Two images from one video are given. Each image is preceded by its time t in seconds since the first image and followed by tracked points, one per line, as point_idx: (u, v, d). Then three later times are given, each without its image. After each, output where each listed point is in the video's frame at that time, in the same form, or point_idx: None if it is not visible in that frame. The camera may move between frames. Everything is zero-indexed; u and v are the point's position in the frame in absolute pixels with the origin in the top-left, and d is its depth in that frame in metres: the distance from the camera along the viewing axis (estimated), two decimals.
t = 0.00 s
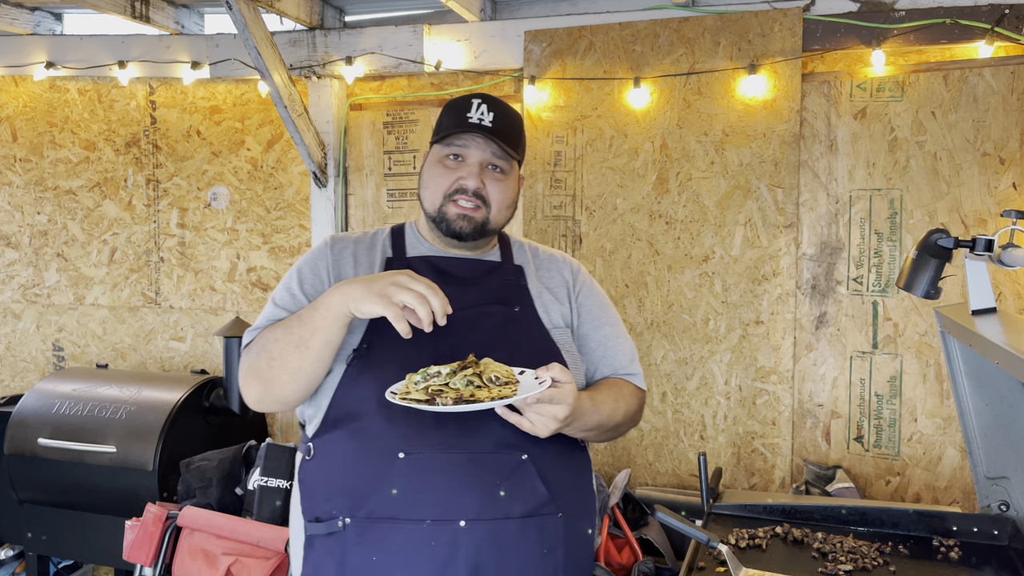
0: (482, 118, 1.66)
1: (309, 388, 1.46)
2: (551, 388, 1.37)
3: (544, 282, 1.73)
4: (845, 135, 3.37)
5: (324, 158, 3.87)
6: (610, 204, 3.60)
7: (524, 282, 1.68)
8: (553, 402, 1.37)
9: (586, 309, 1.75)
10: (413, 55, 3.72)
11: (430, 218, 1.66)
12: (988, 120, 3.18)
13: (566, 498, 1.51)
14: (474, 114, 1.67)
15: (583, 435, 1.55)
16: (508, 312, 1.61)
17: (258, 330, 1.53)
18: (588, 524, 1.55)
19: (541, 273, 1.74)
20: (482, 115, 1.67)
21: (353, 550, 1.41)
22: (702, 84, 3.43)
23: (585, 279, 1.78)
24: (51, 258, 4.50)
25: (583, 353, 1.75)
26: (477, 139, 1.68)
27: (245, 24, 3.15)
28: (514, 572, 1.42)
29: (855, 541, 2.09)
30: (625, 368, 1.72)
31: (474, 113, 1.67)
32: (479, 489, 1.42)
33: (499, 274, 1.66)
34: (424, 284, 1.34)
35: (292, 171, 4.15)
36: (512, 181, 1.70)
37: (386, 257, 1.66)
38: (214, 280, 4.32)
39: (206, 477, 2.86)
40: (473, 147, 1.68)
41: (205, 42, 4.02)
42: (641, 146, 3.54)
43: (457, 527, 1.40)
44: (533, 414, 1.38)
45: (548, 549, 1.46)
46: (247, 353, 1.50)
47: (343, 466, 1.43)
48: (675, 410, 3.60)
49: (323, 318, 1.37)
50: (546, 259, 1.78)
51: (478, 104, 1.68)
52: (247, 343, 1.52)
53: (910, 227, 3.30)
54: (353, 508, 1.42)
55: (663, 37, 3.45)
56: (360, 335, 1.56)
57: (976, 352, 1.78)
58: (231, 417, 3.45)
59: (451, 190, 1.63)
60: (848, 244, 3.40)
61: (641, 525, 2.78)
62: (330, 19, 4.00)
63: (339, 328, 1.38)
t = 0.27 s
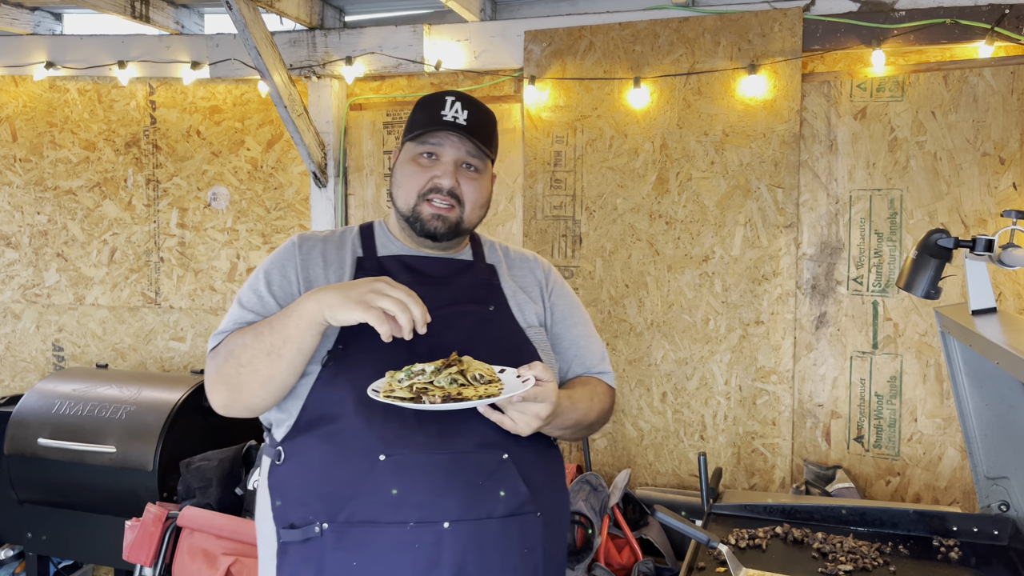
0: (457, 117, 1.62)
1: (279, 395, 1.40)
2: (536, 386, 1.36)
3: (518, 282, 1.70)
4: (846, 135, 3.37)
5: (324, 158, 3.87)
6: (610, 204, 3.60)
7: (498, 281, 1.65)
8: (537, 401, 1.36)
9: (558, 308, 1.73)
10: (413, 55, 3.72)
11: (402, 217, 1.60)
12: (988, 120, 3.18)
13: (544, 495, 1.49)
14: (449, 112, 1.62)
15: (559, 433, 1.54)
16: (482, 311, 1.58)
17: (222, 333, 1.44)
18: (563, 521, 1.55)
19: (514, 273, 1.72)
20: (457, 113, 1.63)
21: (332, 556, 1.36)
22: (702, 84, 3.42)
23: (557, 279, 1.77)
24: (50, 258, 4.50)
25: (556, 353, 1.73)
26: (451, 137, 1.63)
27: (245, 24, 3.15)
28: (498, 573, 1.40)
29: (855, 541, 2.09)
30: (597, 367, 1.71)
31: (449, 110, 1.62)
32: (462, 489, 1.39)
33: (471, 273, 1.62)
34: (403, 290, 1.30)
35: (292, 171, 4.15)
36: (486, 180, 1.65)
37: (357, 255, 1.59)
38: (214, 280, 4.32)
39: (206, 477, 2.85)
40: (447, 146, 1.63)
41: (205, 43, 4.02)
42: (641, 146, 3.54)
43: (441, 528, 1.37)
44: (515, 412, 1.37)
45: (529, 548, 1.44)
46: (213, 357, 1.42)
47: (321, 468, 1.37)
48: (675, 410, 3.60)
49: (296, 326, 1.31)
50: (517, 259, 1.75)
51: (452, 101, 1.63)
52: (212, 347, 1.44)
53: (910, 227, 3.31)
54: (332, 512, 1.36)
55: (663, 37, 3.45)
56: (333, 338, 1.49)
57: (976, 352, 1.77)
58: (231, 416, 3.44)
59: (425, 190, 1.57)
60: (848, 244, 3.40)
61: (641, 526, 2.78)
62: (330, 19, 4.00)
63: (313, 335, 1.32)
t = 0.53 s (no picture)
0: (449, 136, 1.55)
1: (271, 393, 1.36)
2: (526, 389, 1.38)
3: (499, 284, 1.70)
4: (846, 135, 3.37)
5: (324, 158, 3.87)
6: (610, 204, 3.60)
7: (479, 283, 1.64)
8: (529, 404, 1.38)
9: (539, 309, 1.74)
10: (413, 55, 3.72)
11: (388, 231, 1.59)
12: (988, 120, 3.19)
13: (531, 496, 1.49)
14: (441, 131, 1.55)
15: (542, 434, 1.55)
16: (465, 315, 1.58)
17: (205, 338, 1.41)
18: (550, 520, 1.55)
19: (494, 275, 1.72)
20: (448, 131, 1.56)
21: (323, 566, 1.34)
22: (702, 84, 3.43)
23: (536, 280, 1.77)
24: (51, 258, 4.50)
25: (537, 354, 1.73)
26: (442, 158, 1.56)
27: (245, 24, 3.15)
28: None
29: (855, 541, 2.09)
30: (577, 367, 1.72)
31: (440, 130, 1.55)
32: (454, 494, 1.38)
33: (453, 275, 1.61)
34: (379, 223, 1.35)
35: (292, 171, 4.15)
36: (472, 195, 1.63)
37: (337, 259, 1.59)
38: (214, 280, 4.32)
39: (206, 477, 2.83)
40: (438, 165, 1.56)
41: (205, 43, 4.02)
42: (641, 146, 3.54)
43: (434, 534, 1.36)
44: (507, 416, 1.39)
45: (519, 549, 1.44)
46: (198, 362, 1.37)
47: (310, 477, 1.36)
48: (675, 410, 3.60)
49: (294, 311, 1.30)
50: (497, 260, 1.75)
51: (443, 118, 1.56)
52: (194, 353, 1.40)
53: (910, 227, 3.31)
54: (321, 522, 1.35)
55: (663, 37, 3.45)
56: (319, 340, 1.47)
57: (976, 352, 1.77)
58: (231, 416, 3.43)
59: (414, 212, 1.56)
60: (848, 244, 3.40)
61: (641, 526, 2.78)
62: (330, 19, 4.00)
63: (306, 313, 1.31)
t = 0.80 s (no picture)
0: (439, 122, 1.57)
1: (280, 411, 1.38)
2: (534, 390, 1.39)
3: (502, 282, 1.70)
4: (846, 135, 3.37)
5: (324, 158, 3.87)
6: (610, 204, 3.60)
7: (483, 282, 1.64)
8: (536, 405, 1.38)
9: (542, 307, 1.74)
10: (413, 55, 3.72)
11: (381, 223, 1.57)
12: (988, 120, 3.18)
13: (539, 493, 1.50)
14: (431, 118, 1.57)
15: (548, 433, 1.56)
16: (469, 314, 1.57)
17: (212, 349, 1.40)
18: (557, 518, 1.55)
19: (496, 273, 1.71)
20: (439, 118, 1.57)
21: (335, 568, 1.34)
22: (702, 84, 3.43)
23: (537, 278, 1.77)
24: (51, 258, 4.50)
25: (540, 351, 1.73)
26: (433, 144, 1.57)
27: (245, 24, 3.15)
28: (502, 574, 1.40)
29: (855, 541, 2.09)
30: (579, 364, 1.73)
31: (431, 117, 1.57)
32: (462, 493, 1.38)
33: (454, 274, 1.60)
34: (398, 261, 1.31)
35: (292, 171, 4.15)
36: (468, 187, 1.60)
37: (339, 261, 1.54)
38: (214, 280, 4.32)
39: (205, 477, 2.84)
40: (429, 152, 1.57)
41: (205, 43, 4.02)
42: (641, 146, 3.54)
43: (445, 534, 1.36)
44: (515, 417, 1.40)
45: (529, 547, 1.44)
46: (206, 377, 1.37)
47: (319, 478, 1.35)
48: (675, 410, 3.60)
49: (306, 349, 1.29)
50: (498, 258, 1.74)
51: (435, 107, 1.58)
52: (201, 365, 1.39)
53: (910, 227, 3.31)
54: (332, 524, 1.34)
55: (663, 37, 3.45)
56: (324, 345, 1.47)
57: (976, 352, 1.77)
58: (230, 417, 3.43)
59: (404, 197, 1.54)
60: (848, 244, 3.40)
61: (641, 526, 2.78)
62: (330, 19, 4.00)
63: (319, 350, 1.30)
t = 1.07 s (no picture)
0: (458, 115, 1.59)
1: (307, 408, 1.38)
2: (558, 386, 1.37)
3: (526, 279, 1.70)
4: (846, 135, 3.37)
5: (324, 158, 3.87)
6: (610, 204, 3.60)
7: (507, 278, 1.64)
8: (559, 400, 1.37)
9: (568, 304, 1.73)
10: (413, 55, 3.72)
11: (409, 220, 1.57)
12: (988, 120, 3.18)
13: (564, 490, 1.49)
14: (449, 111, 1.59)
15: (574, 429, 1.56)
16: (494, 310, 1.58)
17: (240, 348, 1.41)
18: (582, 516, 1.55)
19: (521, 270, 1.71)
20: (458, 111, 1.60)
21: (360, 561, 1.34)
22: (702, 84, 3.43)
23: (562, 275, 1.77)
24: (51, 258, 4.50)
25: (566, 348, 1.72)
26: (454, 136, 1.59)
27: (245, 24, 3.15)
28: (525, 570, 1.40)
29: (855, 541, 2.09)
30: (607, 361, 1.70)
31: (450, 110, 1.59)
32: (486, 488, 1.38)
33: (481, 272, 1.60)
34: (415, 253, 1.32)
35: (292, 171, 4.15)
36: (491, 178, 1.63)
37: (366, 261, 1.56)
38: (214, 280, 4.32)
39: (206, 477, 2.86)
40: (450, 145, 1.59)
41: (205, 43, 4.02)
42: (641, 146, 3.54)
43: (468, 529, 1.37)
44: (538, 412, 1.38)
45: (552, 543, 1.44)
46: (235, 375, 1.38)
47: (345, 473, 1.36)
48: (675, 410, 3.60)
49: (332, 346, 1.30)
50: (524, 256, 1.75)
51: (452, 101, 1.60)
52: (230, 364, 1.41)
53: (909, 227, 3.31)
54: (357, 518, 1.35)
55: (663, 37, 3.45)
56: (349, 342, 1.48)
57: (976, 352, 1.77)
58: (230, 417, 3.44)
59: (431, 191, 1.54)
60: (848, 244, 3.40)
61: (641, 526, 2.78)
62: (330, 19, 4.00)
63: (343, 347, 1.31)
